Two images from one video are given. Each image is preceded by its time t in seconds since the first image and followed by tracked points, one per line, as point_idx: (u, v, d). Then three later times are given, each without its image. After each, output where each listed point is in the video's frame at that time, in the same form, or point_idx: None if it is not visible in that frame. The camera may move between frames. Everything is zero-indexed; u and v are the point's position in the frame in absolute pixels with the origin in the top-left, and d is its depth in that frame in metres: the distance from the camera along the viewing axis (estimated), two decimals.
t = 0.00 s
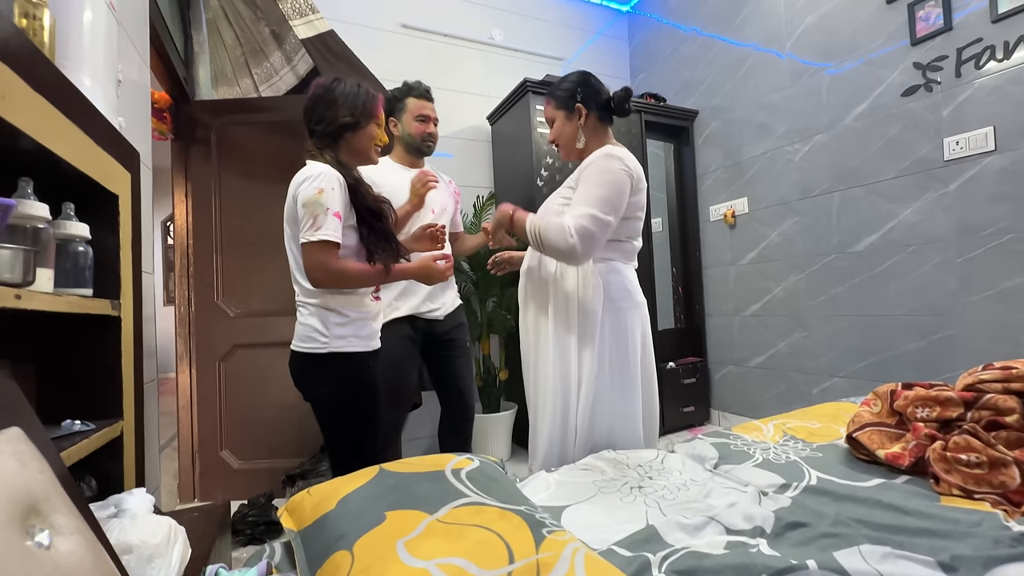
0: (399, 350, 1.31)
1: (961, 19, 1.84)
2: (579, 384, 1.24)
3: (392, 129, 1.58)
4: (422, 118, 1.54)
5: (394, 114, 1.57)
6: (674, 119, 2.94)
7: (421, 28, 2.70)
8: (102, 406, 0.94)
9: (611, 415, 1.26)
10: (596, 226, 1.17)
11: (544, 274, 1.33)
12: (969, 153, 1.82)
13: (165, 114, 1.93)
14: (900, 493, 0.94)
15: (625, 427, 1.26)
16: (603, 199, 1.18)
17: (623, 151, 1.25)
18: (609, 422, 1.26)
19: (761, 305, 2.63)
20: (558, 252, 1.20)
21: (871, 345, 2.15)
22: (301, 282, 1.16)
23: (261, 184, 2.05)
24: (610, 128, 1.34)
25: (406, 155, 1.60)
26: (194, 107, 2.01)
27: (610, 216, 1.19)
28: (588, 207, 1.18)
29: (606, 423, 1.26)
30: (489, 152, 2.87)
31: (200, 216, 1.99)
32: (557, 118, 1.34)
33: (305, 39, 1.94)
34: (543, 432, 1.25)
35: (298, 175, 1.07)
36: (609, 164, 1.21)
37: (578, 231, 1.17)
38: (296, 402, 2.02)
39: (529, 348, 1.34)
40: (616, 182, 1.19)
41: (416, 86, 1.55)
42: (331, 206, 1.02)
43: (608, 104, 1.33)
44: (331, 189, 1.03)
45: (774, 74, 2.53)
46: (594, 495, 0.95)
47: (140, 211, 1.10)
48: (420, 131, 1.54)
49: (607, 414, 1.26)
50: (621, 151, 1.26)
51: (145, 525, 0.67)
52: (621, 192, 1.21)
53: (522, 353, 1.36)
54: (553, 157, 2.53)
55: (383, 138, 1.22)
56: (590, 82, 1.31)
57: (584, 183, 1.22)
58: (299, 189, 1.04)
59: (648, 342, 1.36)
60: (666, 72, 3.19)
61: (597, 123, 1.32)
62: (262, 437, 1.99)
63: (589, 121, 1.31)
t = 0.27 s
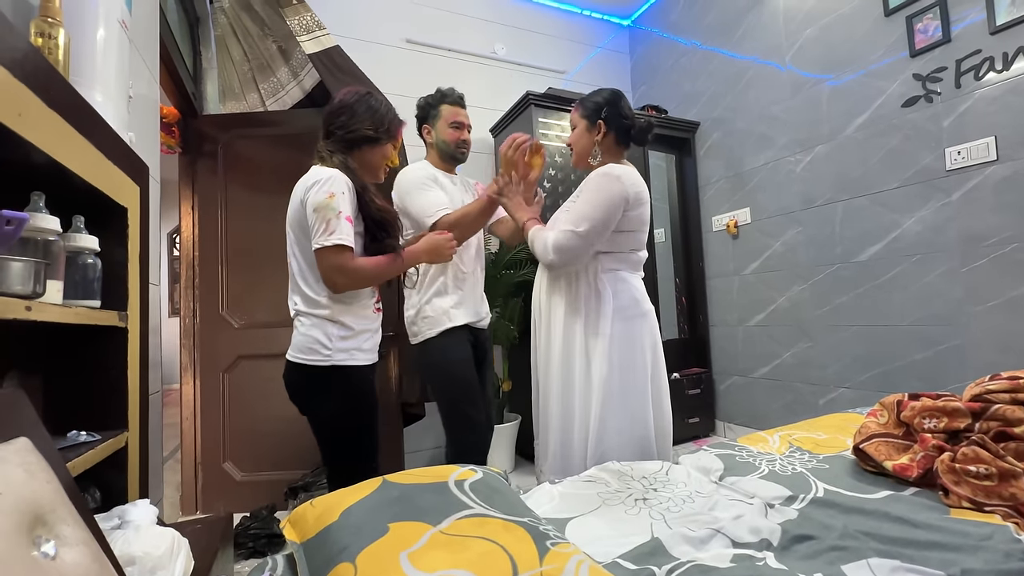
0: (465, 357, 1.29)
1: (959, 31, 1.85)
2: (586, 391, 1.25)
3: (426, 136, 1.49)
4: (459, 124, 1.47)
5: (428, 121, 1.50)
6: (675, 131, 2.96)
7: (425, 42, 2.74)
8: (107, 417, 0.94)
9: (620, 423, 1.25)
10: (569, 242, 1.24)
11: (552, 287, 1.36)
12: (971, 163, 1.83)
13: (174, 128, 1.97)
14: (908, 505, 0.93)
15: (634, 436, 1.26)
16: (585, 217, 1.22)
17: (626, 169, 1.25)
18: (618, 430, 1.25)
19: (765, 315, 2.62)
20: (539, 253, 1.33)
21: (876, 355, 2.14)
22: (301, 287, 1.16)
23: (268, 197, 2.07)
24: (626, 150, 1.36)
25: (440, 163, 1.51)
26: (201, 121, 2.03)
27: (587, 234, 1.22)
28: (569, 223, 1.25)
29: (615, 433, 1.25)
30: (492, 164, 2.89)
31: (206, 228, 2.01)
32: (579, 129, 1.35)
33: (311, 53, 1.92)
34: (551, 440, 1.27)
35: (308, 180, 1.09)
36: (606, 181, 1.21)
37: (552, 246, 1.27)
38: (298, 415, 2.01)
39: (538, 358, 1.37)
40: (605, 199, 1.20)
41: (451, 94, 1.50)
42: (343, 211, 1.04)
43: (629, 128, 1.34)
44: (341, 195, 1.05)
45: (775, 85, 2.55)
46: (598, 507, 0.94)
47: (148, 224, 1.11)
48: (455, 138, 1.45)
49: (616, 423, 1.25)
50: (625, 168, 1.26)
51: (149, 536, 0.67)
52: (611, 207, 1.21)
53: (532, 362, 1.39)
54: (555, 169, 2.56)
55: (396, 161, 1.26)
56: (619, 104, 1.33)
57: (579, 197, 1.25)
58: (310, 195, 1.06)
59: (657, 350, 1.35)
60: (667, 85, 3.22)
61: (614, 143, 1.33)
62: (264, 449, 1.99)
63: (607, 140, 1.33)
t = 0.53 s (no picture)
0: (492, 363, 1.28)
1: (957, 39, 1.87)
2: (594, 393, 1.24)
3: (442, 134, 1.52)
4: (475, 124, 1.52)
5: (443, 120, 1.52)
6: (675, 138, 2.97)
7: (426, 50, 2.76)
8: (104, 424, 0.94)
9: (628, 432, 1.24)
10: (568, 193, 1.26)
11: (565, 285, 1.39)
12: (970, 170, 1.83)
13: (176, 135, 1.98)
14: (911, 513, 0.92)
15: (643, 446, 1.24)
16: (594, 186, 1.26)
17: (645, 172, 1.32)
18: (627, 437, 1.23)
19: (766, 322, 2.62)
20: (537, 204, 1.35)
21: (877, 362, 2.13)
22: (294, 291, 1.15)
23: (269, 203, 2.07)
24: (662, 167, 1.52)
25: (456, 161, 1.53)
26: (204, 128, 2.04)
27: (590, 198, 1.26)
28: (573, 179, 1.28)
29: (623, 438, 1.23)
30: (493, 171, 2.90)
31: (208, 234, 2.02)
32: (625, 139, 1.48)
33: (313, 61, 1.94)
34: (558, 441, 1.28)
35: (319, 189, 1.10)
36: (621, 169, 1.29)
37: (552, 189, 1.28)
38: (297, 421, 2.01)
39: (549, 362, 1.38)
40: (615, 182, 1.26)
41: (466, 92, 1.52)
42: (362, 222, 1.09)
43: (670, 149, 1.50)
44: (359, 205, 1.10)
45: (774, 93, 2.56)
46: (598, 515, 0.94)
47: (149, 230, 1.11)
48: (472, 136, 1.51)
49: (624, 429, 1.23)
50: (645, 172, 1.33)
51: (145, 544, 0.66)
52: (619, 193, 1.27)
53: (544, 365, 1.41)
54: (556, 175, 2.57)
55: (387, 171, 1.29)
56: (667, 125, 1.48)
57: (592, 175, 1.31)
58: (325, 205, 1.08)
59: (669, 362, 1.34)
60: (666, 92, 3.24)
61: (653, 157, 1.47)
62: (263, 456, 1.98)
63: (649, 152, 1.46)
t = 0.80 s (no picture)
0: (498, 368, 1.28)
1: (955, 43, 1.87)
2: (631, 391, 1.32)
3: (467, 134, 1.51)
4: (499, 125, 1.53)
5: (468, 119, 1.51)
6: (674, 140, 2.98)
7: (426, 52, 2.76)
8: (103, 425, 0.94)
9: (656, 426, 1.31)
10: (612, 216, 1.29)
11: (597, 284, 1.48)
12: (969, 173, 1.83)
13: (177, 137, 1.97)
14: (910, 516, 0.92)
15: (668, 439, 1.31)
16: (629, 204, 1.32)
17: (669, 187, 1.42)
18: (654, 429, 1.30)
19: (765, 324, 2.62)
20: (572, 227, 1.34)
21: (876, 365, 2.13)
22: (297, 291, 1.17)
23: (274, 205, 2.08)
24: (673, 179, 1.59)
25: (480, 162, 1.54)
26: (204, 129, 2.04)
27: (630, 217, 1.32)
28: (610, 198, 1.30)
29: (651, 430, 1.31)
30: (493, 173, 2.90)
31: (207, 235, 2.02)
32: (641, 143, 1.52)
33: (314, 63, 1.94)
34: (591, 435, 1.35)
35: (336, 198, 1.20)
36: (649, 185, 1.36)
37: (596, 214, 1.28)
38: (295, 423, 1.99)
39: (578, 358, 1.47)
40: (648, 198, 1.35)
41: (491, 94, 1.53)
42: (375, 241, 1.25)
43: (682, 162, 1.58)
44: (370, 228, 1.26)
45: (773, 96, 2.57)
46: (597, 517, 0.94)
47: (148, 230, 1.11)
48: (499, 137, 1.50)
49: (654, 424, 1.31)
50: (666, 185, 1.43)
51: (142, 545, 0.66)
52: (652, 208, 1.35)
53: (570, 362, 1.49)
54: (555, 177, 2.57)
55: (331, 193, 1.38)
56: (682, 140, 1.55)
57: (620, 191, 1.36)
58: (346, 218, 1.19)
59: (687, 361, 1.46)
60: (665, 95, 3.25)
61: (664, 167, 1.54)
62: (260, 457, 1.98)
63: (662, 163, 1.53)
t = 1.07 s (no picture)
0: (511, 364, 1.31)
1: (954, 43, 1.87)
2: (650, 387, 1.37)
3: (500, 137, 1.56)
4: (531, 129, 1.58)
5: (502, 122, 1.56)
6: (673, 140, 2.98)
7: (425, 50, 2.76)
8: (100, 423, 0.93)
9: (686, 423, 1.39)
10: (637, 246, 1.32)
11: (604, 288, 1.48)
12: (967, 173, 1.83)
13: (174, 133, 1.95)
14: (907, 515, 0.92)
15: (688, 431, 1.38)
16: (643, 221, 1.33)
17: (668, 185, 1.41)
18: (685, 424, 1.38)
19: (763, 324, 2.62)
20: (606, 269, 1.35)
21: (873, 364, 2.14)
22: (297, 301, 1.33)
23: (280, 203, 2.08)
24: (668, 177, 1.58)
25: (511, 164, 1.60)
26: (202, 126, 2.04)
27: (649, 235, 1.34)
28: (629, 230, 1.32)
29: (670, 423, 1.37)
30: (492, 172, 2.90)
31: (205, 234, 2.02)
32: (636, 141, 1.55)
33: (312, 61, 1.92)
34: (617, 437, 1.40)
35: (321, 227, 1.42)
36: (652, 193, 1.35)
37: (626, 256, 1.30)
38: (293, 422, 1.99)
39: (590, 358, 1.48)
40: (655, 207, 1.34)
41: (524, 98, 1.58)
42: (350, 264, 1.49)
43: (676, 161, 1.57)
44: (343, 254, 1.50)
45: (772, 96, 2.57)
46: (595, 516, 0.94)
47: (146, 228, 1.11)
48: (530, 140, 1.56)
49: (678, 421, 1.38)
50: (663, 183, 1.41)
51: (139, 543, 0.66)
52: (660, 214, 1.35)
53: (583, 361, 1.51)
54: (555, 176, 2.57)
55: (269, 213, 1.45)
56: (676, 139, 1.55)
57: (627, 210, 1.37)
58: (342, 243, 1.44)
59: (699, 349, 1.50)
60: (665, 94, 3.24)
61: (659, 164, 1.54)
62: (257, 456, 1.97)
63: (655, 158, 1.52)
